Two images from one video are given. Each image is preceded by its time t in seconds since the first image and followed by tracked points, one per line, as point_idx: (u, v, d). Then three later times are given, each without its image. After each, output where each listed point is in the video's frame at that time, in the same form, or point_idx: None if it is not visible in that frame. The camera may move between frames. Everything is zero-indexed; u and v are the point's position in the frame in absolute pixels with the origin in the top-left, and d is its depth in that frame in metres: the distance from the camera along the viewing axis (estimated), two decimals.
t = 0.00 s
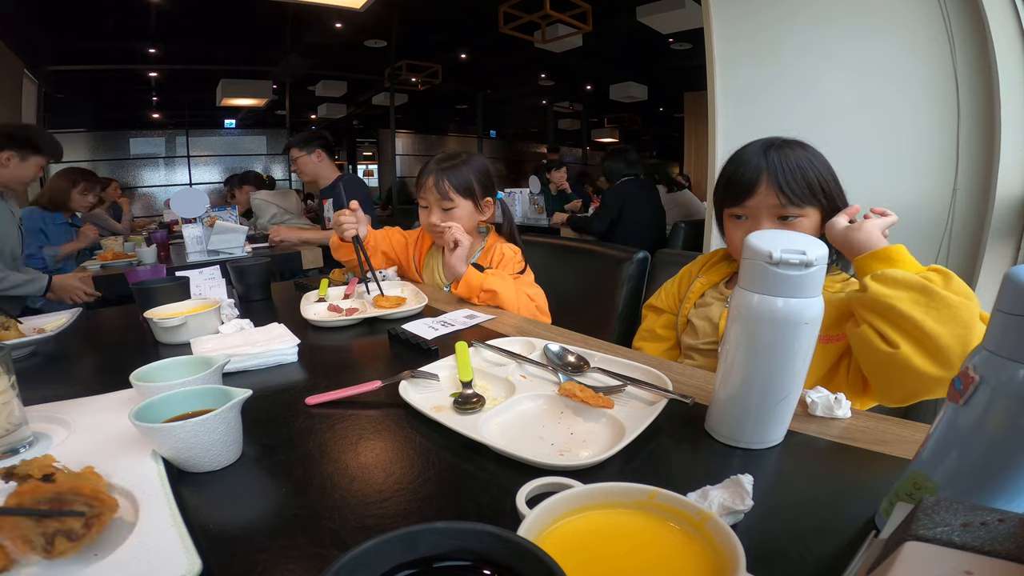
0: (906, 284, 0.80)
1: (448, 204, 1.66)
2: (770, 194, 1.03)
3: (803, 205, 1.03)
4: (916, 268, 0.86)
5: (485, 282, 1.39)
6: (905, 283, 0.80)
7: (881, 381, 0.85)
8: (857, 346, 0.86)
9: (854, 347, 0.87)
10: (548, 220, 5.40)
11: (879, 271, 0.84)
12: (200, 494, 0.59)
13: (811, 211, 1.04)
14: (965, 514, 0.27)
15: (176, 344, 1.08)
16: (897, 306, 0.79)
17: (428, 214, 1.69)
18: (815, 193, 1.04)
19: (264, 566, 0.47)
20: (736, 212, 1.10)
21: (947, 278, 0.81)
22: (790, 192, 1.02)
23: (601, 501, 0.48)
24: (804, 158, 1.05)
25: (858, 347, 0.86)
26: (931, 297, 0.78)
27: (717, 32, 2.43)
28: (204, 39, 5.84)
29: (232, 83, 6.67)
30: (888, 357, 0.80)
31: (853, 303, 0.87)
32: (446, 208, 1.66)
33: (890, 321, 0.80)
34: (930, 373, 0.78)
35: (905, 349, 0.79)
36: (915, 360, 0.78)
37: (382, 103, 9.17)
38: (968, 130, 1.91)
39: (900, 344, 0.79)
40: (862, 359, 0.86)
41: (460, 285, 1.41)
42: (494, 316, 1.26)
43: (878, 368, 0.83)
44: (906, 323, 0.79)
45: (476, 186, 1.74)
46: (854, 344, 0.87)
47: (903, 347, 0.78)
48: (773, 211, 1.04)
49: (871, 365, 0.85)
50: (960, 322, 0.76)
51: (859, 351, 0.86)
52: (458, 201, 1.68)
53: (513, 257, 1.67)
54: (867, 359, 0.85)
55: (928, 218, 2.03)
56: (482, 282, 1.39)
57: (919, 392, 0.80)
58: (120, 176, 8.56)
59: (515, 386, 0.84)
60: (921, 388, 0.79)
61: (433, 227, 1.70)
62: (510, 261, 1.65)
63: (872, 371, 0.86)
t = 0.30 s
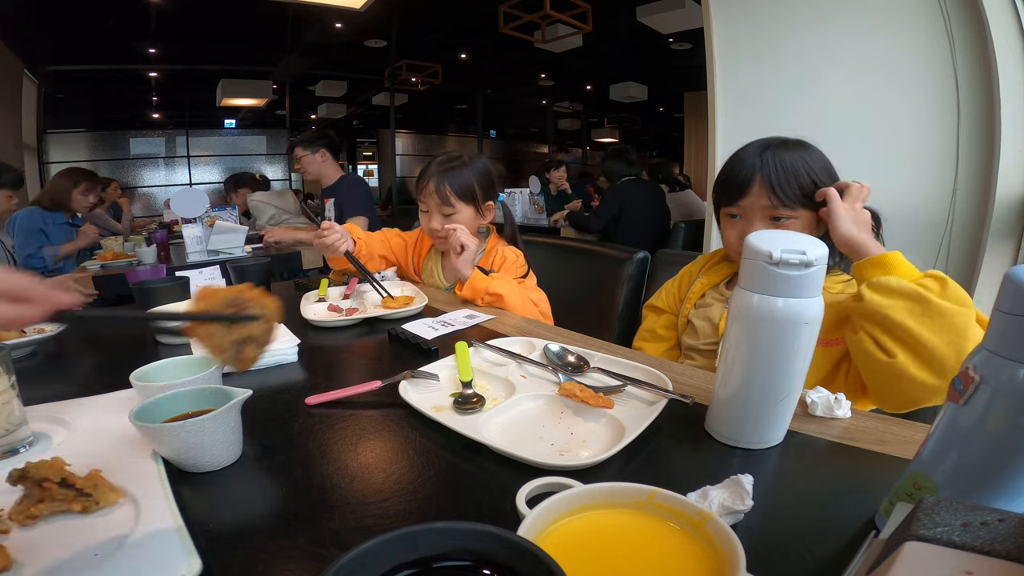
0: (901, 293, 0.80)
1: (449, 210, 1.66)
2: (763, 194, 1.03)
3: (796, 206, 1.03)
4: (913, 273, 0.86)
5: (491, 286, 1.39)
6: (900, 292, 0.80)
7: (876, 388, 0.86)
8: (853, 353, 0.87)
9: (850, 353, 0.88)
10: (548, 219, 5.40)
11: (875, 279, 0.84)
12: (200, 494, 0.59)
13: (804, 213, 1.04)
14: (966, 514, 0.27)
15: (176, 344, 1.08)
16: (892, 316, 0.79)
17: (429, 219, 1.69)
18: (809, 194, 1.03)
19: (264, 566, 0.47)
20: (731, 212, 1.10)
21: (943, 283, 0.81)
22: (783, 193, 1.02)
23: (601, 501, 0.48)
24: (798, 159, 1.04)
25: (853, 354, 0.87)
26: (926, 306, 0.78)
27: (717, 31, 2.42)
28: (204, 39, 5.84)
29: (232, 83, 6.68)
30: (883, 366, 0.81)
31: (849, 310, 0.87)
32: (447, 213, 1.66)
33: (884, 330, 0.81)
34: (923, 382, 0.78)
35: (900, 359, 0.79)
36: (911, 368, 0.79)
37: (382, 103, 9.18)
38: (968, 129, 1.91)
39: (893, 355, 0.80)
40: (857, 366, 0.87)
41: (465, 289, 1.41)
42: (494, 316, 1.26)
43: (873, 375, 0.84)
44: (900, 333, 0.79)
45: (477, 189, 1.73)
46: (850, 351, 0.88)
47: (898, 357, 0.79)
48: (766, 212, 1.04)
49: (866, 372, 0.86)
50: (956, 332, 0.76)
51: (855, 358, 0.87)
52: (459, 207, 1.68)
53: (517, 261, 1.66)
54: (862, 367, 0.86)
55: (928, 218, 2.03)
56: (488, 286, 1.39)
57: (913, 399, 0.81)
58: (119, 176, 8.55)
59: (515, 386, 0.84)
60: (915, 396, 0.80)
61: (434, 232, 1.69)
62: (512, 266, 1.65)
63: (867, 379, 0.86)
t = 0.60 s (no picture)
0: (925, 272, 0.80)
1: (450, 210, 1.67)
2: (749, 191, 1.05)
3: (785, 203, 1.03)
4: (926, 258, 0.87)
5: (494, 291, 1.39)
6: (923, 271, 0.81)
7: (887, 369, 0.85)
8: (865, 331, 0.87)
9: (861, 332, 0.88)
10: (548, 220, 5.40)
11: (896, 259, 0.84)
12: (201, 494, 0.59)
13: (794, 210, 1.03)
14: (966, 514, 0.27)
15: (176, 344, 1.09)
16: (911, 291, 0.80)
17: (430, 219, 1.70)
18: (800, 191, 1.03)
19: (264, 566, 0.47)
20: (725, 209, 1.12)
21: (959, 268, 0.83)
22: (769, 190, 1.03)
23: (601, 501, 0.48)
24: (791, 156, 1.04)
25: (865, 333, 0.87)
26: (949, 285, 0.78)
27: (717, 31, 2.42)
28: (204, 39, 5.84)
29: (232, 83, 6.68)
30: (896, 343, 0.81)
31: (865, 289, 0.88)
32: (449, 214, 1.67)
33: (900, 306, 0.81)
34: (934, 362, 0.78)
35: (919, 337, 0.79)
36: (928, 347, 0.78)
37: (382, 103, 9.18)
38: (968, 127, 1.91)
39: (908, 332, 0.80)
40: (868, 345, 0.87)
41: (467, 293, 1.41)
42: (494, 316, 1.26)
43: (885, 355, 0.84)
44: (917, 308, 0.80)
45: (479, 191, 1.73)
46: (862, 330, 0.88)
47: (915, 334, 0.79)
48: (755, 209, 1.05)
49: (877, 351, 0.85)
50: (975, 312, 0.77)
51: (869, 340, 0.86)
52: (460, 207, 1.68)
53: (517, 262, 1.66)
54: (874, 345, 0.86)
55: (927, 218, 2.03)
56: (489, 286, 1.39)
57: (924, 380, 0.81)
58: (120, 176, 8.54)
59: (515, 386, 0.84)
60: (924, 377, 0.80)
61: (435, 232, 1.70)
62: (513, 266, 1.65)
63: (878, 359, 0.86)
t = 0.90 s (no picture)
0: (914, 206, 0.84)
1: (449, 207, 1.68)
2: (723, 189, 1.13)
3: (756, 192, 1.09)
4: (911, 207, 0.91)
5: (489, 285, 1.41)
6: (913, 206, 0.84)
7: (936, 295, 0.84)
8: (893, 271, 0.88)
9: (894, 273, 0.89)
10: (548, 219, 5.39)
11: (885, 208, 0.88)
12: (199, 494, 0.59)
13: (768, 196, 1.08)
14: (966, 514, 0.27)
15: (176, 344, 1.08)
16: (913, 218, 0.82)
17: (430, 215, 1.71)
18: (770, 181, 1.08)
19: (265, 566, 0.47)
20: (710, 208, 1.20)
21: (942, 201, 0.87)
22: (739, 182, 1.10)
23: (601, 501, 0.48)
24: (754, 152, 1.12)
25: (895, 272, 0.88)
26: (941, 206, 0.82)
27: (717, 31, 2.42)
28: (204, 39, 5.84)
29: (232, 83, 6.68)
30: (927, 267, 0.81)
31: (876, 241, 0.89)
32: (446, 210, 1.68)
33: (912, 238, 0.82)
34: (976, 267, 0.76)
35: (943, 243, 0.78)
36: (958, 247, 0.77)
37: (382, 103, 9.19)
38: (968, 127, 1.91)
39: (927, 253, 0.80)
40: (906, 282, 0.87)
41: (464, 289, 1.43)
42: (494, 316, 1.26)
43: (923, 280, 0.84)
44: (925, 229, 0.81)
45: (479, 189, 1.73)
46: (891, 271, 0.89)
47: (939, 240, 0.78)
48: (731, 203, 1.11)
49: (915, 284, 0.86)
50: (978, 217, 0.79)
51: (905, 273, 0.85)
52: (459, 204, 1.69)
53: (517, 258, 1.68)
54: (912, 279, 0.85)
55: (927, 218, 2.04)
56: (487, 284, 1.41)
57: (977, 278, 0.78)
58: (120, 176, 8.54)
59: (515, 386, 0.84)
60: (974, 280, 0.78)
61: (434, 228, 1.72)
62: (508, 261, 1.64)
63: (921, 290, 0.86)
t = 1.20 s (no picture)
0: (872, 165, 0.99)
1: (440, 205, 1.73)
2: (705, 192, 1.21)
3: (733, 190, 1.15)
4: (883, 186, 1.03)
5: (467, 268, 1.42)
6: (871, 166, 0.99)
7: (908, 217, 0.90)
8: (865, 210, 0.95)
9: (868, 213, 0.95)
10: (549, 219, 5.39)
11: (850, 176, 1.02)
12: (200, 494, 0.59)
13: (744, 194, 1.13)
14: (966, 514, 0.27)
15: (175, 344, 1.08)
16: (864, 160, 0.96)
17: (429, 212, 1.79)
18: (744, 180, 1.14)
19: (267, 566, 0.47)
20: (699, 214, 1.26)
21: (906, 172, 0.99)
22: (717, 184, 1.17)
23: (601, 501, 0.48)
24: (730, 157, 1.20)
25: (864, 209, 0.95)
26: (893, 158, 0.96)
27: (717, 29, 2.39)
28: (204, 39, 5.84)
29: (232, 83, 6.68)
30: (886, 186, 0.89)
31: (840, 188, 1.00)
32: (438, 208, 1.73)
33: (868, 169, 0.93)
34: (922, 167, 0.85)
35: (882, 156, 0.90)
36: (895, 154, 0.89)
37: (382, 103, 9.19)
38: (967, 126, 1.99)
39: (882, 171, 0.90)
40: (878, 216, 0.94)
41: (447, 273, 1.45)
42: (494, 316, 1.26)
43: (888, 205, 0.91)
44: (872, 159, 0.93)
45: (468, 190, 1.71)
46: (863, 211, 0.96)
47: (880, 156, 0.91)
48: (712, 203, 1.18)
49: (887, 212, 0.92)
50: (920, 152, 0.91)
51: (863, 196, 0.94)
52: (449, 203, 1.71)
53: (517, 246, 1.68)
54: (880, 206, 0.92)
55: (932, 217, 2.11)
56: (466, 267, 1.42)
57: (916, 170, 0.86)
58: (120, 176, 8.53)
59: (515, 385, 0.84)
60: (925, 179, 0.85)
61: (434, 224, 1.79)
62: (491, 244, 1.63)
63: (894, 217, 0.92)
